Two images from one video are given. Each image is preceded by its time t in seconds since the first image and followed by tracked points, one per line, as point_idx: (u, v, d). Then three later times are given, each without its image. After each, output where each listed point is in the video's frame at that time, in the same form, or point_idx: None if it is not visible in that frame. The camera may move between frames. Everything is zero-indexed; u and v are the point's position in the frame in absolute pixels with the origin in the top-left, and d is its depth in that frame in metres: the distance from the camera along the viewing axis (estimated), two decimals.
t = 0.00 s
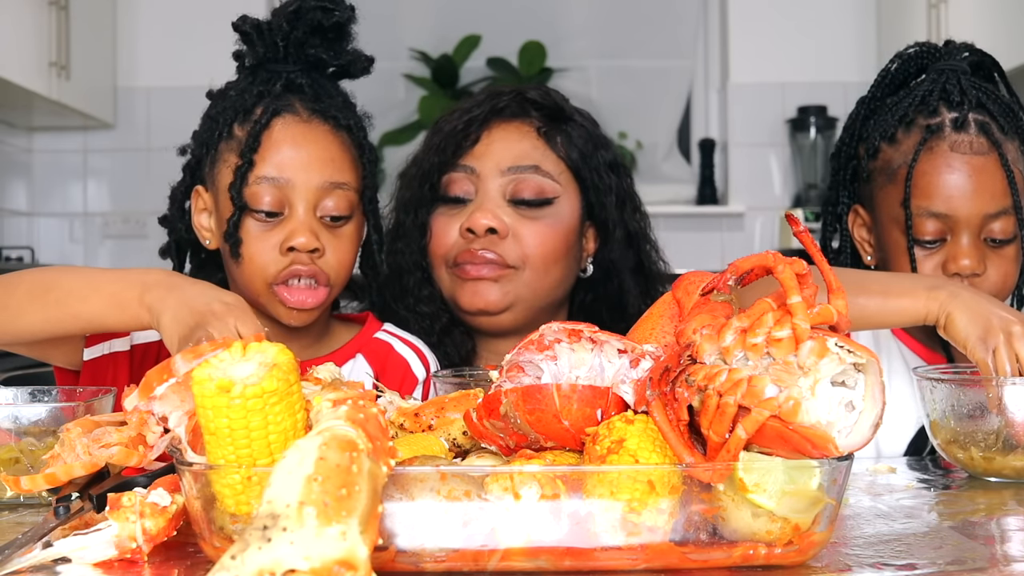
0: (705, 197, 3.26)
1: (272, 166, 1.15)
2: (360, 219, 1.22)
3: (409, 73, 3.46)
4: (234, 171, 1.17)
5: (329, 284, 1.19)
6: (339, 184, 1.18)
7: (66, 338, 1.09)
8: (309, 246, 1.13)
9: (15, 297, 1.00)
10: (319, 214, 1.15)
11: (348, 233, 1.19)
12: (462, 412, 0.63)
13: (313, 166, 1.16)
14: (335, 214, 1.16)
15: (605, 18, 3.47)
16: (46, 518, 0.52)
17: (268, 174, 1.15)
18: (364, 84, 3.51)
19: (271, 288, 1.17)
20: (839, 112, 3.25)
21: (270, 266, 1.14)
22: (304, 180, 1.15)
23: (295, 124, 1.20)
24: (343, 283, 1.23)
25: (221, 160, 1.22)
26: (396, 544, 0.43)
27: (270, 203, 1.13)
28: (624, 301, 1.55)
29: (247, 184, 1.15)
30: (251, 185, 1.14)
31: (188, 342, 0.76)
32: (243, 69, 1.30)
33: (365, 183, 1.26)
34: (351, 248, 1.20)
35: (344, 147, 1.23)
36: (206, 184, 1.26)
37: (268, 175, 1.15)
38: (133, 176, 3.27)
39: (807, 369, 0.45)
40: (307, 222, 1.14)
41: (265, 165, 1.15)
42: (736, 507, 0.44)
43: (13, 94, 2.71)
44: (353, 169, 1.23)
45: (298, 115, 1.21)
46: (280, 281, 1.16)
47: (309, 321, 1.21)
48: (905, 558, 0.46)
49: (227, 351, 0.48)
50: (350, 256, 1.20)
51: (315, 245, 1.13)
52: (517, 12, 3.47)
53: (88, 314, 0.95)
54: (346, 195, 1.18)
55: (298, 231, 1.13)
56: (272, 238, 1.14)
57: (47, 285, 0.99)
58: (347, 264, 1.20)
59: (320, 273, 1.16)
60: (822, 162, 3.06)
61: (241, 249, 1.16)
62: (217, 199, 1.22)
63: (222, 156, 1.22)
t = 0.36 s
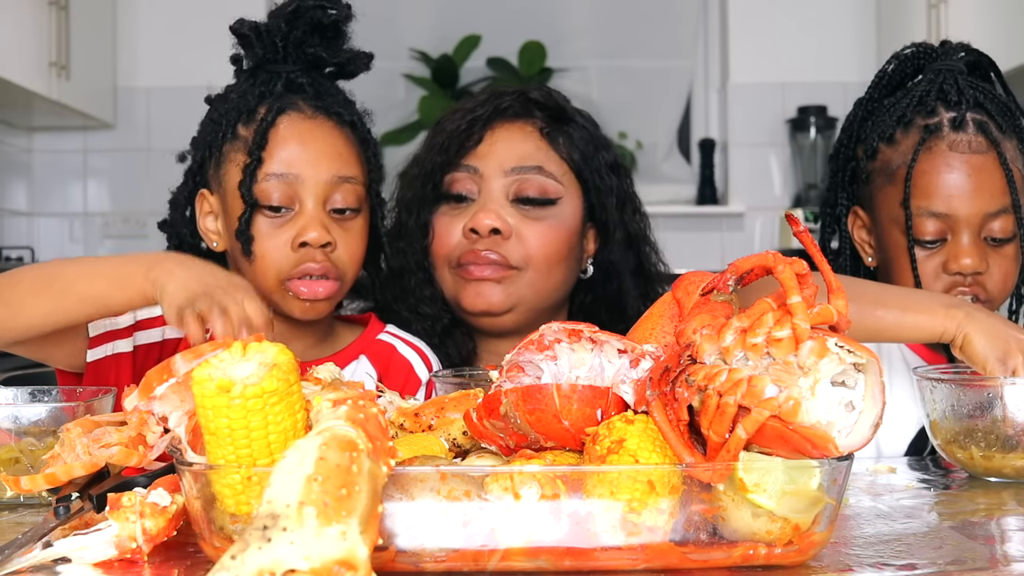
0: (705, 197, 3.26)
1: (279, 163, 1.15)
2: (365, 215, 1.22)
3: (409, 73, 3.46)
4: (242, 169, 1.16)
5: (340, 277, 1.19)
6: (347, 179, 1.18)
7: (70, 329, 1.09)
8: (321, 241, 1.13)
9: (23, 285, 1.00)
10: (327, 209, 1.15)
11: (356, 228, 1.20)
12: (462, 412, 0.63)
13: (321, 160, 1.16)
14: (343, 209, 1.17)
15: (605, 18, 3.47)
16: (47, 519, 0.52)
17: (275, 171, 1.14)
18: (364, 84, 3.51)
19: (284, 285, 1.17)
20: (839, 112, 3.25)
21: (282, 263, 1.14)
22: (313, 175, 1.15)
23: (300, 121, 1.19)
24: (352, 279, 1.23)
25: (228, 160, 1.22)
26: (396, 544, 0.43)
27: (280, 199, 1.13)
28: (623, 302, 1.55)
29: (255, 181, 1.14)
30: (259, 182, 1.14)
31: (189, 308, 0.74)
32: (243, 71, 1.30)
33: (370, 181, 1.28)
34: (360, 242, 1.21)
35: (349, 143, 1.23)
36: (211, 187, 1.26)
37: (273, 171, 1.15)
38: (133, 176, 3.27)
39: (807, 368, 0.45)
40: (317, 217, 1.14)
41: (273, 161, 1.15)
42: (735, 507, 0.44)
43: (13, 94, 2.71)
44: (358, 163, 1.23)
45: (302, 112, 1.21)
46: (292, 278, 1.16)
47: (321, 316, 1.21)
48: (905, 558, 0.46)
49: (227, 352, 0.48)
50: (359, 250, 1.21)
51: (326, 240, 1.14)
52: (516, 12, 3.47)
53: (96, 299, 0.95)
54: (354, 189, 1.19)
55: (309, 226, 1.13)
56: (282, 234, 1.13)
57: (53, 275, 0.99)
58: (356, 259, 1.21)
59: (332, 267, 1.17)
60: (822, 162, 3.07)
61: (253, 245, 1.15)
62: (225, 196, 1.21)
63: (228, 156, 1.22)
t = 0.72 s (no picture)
0: (705, 197, 3.26)
1: (265, 159, 1.15)
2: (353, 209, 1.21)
3: (409, 73, 3.46)
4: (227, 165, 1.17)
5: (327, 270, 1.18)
6: (331, 173, 1.18)
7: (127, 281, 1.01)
8: (304, 235, 1.12)
9: (86, 223, 0.91)
10: (314, 203, 1.15)
11: (344, 222, 1.19)
12: (462, 412, 0.63)
13: (307, 155, 1.16)
14: (327, 202, 1.16)
15: (605, 18, 3.48)
16: (47, 518, 0.52)
17: (261, 167, 1.14)
18: (364, 84, 3.51)
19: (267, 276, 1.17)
20: (839, 112, 3.25)
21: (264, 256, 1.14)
22: (297, 170, 1.15)
23: (287, 117, 1.20)
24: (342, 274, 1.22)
25: (218, 156, 1.22)
26: (397, 544, 0.43)
27: (265, 193, 1.13)
28: (624, 304, 1.55)
29: (240, 177, 1.14)
30: (245, 177, 1.14)
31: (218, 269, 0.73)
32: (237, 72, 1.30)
33: (359, 173, 1.25)
34: (348, 237, 1.20)
35: (337, 138, 1.23)
36: (207, 185, 1.26)
37: (258, 167, 1.14)
38: (132, 176, 3.27)
39: (807, 368, 0.45)
40: (300, 210, 1.13)
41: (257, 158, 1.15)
42: (736, 507, 0.44)
43: (13, 94, 2.71)
44: (346, 158, 1.23)
45: (289, 108, 1.21)
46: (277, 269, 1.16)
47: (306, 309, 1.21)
48: (905, 557, 0.46)
49: (227, 351, 0.48)
50: (348, 244, 1.20)
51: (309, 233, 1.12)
52: (516, 12, 3.47)
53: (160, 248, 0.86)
54: (340, 184, 1.19)
55: (294, 220, 1.12)
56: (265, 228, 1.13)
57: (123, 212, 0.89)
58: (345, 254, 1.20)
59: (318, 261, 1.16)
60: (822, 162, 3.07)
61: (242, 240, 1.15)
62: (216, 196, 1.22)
63: (218, 153, 1.22)
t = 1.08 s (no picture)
0: (705, 197, 3.26)
1: (271, 156, 1.15)
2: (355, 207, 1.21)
3: (409, 73, 3.46)
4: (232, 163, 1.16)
5: (331, 267, 1.18)
6: (335, 171, 1.18)
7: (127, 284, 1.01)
8: (310, 232, 1.12)
9: (95, 225, 0.92)
10: (318, 202, 1.15)
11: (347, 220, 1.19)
12: (462, 412, 0.63)
13: (311, 153, 1.16)
14: (331, 201, 1.16)
15: (605, 18, 3.48)
16: (46, 519, 0.52)
17: (267, 164, 1.14)
18: (364, 84, 3.51)
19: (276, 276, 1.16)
20: (839, 112, 3.25)
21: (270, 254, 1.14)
22: (303, 168, 1.15)
23: (290, 116, 1.19)
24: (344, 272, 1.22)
25: (220, 154, 1.21)
26: (397, 544, 0.43)
27: (270, 191, 1.13)
28: (624, 304, 1.55)
29: (246, 174, 1.14)
30: (250, 175, 1.13)
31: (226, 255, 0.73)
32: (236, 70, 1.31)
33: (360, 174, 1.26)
34: (351, 235, 1.20)
35: (340, 137, 1.23)
36: (206, 182, 1.25)
37: (264, 164, 1.14)
38: (132, 177, 3.27)
39: (807, 369, 0.45)
40: (305, 208, 1.13)
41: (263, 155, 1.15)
42: (736, 507, 0.44)
43: (13, 94, 2.71)
44: (349, 158, 1.23)
45: (292, 107, 1.21)
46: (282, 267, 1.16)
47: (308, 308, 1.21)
48: (905, 558, 0.46)
49: (227, 352, 0.48)
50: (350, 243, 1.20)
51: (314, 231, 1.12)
52: (516, 12, 3.47)
53: (169, 250, 0.86)
54: (344, 183, 1.18)
55: (299, 218, 1.12)
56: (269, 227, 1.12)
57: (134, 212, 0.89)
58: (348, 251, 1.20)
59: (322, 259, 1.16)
60: (822, 162, 3.07)
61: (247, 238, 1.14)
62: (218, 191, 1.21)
63: (221, 151, 1.21)
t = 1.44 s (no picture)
0: (705, 197, 3.26)
1: (284, 156, 1.14)
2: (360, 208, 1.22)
3: (409, 73, 3.46)
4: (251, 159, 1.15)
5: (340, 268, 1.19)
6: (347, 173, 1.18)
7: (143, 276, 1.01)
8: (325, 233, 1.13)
9: (133, 209, 0.90)
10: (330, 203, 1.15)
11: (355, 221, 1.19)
12: (461, 412, 0.63)
13: (325, 155, 1.16)
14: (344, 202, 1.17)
15: (605, 18, 3.48)
16: (46, 519, 0.52)
17: (279, 163, 1.14)
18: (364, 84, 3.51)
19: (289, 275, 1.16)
20: (839, 112, 3.25)
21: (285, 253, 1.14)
22: (318, 169, 1.15)
23: (302, 116, 1.19)
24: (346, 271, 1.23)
25: (222, 151, 1.20)
26: (396, 544, 0.43)
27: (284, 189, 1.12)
28: (624, 304, 1.55)
29: (263, 172, 1.13)
30: (265, 172, 1.13)
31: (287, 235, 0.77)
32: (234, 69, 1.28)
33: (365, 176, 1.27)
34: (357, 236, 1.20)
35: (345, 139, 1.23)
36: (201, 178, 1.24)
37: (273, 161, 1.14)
38: (133, 177, 3.27)
39: (807, 369, 0.45)
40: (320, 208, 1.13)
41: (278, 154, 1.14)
42: (736, 507, 0.44)
43: (13, 94, 2.71)
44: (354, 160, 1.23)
45: (304, 108, 1.21)
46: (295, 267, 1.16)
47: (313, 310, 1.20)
48: (905, 558, 0.46)
49: (227, 352, 0.48)
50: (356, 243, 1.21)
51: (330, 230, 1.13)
52: (516, 12, 3.47)
53: (213, 245, 0.87)
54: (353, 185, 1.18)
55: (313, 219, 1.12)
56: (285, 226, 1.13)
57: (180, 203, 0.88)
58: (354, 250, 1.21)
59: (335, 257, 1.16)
60: (822, 162, 3.07)
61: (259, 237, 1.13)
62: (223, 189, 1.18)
63: (227, 147, 1.19)
